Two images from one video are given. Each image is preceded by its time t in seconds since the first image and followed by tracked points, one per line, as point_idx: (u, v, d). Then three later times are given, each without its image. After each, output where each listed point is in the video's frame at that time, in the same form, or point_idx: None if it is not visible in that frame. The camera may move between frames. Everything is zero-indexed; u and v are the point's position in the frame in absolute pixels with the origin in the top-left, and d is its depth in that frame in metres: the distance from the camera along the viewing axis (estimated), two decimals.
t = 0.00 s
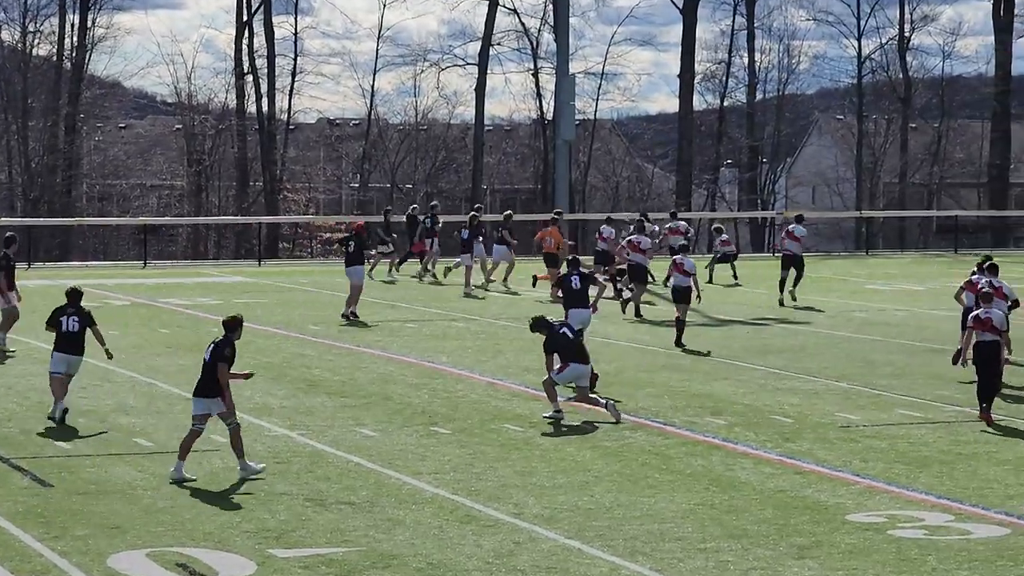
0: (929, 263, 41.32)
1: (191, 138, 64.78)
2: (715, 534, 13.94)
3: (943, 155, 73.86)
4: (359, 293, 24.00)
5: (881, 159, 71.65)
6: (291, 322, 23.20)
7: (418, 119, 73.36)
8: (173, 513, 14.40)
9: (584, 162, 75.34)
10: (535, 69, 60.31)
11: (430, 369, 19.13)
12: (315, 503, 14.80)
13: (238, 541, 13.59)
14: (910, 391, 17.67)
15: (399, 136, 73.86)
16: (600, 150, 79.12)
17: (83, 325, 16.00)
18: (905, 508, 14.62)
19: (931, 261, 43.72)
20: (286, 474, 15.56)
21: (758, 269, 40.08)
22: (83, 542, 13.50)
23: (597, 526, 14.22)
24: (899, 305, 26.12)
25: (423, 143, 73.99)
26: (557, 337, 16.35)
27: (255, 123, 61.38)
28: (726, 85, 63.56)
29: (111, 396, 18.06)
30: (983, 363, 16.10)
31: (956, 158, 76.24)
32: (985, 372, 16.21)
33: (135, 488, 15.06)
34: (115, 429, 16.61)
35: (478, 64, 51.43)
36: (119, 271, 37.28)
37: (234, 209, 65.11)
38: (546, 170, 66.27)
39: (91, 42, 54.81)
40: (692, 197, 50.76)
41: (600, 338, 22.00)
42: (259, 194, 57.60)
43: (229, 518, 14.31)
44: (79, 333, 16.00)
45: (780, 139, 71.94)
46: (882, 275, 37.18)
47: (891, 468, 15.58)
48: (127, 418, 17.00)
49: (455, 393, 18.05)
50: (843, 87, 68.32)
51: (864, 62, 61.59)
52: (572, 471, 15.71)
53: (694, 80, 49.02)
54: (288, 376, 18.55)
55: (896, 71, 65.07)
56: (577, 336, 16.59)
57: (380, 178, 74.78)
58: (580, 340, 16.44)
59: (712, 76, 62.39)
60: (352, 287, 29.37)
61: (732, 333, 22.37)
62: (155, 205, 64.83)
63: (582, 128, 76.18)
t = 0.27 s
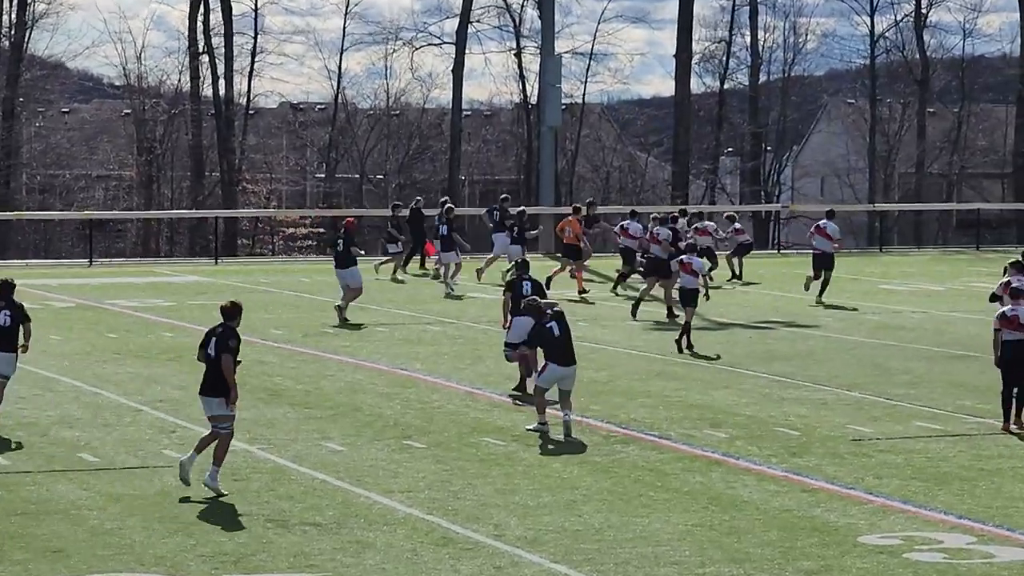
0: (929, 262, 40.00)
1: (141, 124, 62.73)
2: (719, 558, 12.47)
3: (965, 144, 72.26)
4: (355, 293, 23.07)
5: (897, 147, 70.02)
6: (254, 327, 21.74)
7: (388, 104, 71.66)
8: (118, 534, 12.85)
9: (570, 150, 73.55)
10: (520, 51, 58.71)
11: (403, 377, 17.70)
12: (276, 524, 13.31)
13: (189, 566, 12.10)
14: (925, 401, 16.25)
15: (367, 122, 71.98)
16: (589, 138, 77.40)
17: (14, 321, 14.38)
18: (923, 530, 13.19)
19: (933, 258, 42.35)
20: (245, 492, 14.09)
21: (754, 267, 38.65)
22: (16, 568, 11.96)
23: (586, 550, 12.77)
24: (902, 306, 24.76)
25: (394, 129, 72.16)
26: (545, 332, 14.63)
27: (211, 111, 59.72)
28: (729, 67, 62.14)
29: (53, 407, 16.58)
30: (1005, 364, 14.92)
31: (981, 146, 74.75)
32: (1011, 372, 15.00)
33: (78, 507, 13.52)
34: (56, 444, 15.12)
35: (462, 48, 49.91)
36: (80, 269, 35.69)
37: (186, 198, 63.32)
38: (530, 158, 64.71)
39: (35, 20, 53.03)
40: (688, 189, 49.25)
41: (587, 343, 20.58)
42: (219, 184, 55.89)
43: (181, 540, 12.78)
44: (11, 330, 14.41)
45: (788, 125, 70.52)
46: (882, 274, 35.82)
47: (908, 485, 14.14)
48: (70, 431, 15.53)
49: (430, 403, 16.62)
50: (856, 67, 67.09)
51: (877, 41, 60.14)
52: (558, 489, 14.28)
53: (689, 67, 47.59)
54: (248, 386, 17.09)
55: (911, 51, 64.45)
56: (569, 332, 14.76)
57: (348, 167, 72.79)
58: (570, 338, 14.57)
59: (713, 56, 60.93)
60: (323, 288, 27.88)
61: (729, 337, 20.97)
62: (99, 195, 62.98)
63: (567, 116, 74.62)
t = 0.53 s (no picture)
0: (915, 262, 40.04)
1: (122, 126, 62.61)
2: (698, 558, 12.47)
3: (943, 144, 72.21)
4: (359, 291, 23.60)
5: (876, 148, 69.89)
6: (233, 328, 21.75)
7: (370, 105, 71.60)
8: (99, 536, 12.83)
9: (550, 150, 73.36)
10: (498, 51, 58.61)
11: (384, 378, 17.71)
12: (257, 524, 13.29)
13: (171, 566, 12.09)
14: (905, 401, 16.27)
15: (348, 123, 72.92)
16: (569, 139, 77.22)
17: None
18: (903, 530, 13.17)
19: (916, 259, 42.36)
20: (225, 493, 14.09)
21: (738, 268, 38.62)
22: None
23: (566, 550, 12.75)
24: (883, 306, 24.81)
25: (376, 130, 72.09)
26: (526, 331, 14.57)
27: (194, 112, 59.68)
28: (706, 68, 62.04)
29: (32, 409, 16.57)
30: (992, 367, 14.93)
31: (959, 148, 74.70)
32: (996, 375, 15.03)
33: (58, 509, 13.50)
34: (36, 446, 15.11)
35: (441, 47, 49.87)
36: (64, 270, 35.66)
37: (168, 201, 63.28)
38: (509, 159, 64.62)
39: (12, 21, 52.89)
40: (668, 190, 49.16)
41: (569, 342, 20.61)
42: (202, 186, 55.89)
43: (162, 540, 12.78)
44: None
45: (766, 126, 70.46)
46: (865, 275, 35.82)
47: (887, 485, 14.15)
48: (51, 432, 15.55)
49: (410, 404, 16.63)
50: (835, 68, 67.06)
51: (854, 43, 60.15)
52: (538, 489, 14.29)
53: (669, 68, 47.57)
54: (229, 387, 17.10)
55: (890, 53, 64.13)
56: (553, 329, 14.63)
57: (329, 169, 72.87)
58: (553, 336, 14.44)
59: (690, 58, 60.88)
60: (305, 289, 27.88)
61: (709, 336, 21.00)
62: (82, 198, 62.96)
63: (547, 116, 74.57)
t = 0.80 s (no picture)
0: (893, 262, 40.35)
1: (105, 130, 62.84)
2: (669, 554, 12.71)
3: (911, 147, 72.53)
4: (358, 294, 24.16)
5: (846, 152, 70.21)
6: (213, 329, 22.00)
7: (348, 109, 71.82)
8: (81, 534, 13.07)
9: (526, 153, 73.53)
10: (474, 56, 58.86)
11: (362, 378, 17.97)
12: (237, 523, 13.52)
13: (153, 564, 12.32)
14: (874, 400, 16.53)
15: (327, 128, 71.32)
16: (545, 142, 77.49)
17: None
18: (871, 526, 13.40)
19: (892, 258, 42.64)
20: (206, 491, 14.34)
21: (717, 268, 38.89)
22: None
23: (540, 547, 12.99)
24: (857, 306, 25.11)
25: (353, 134, 72.29)
26: (500, 329, 14.80)
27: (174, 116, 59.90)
28: (679, 73, 62.29)
29: (16, 409, 16.83)
30: (978, 353, 15.61)
31: (928, 151, 75.10)
32: (980, 364, 15.68)
33: (42, 508, 13.75)
34: (21, 446, 15.36)
35: (417, 52, 50.14)
36: (46, 272, 35.88)
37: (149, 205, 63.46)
38: (485, 163, 64.88)
39: None
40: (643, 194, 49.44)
41: (545, 342, 20.88)
42: (179, 191, 56.13)
43: (144, 539, 13.02)
44: None
45: (738, 130, 70.67)
46: (841, 275, 36.11)
47: (856, 482, 14.39)
48: (35, 432, 15.80)
49: (387, 404, 16.89)
50: (805, 73, 67.31)
51: (826, 48, 60.45)
52: (514, 487, 14.54)
53: (643, 70, 47.90)
54: (210, 388, 17.36)
55: (860, 57, 64.35)
56: (526, 327, 14.84)
57: (308, 172, 73.06)
58: (526, 333, 14.66)
59: (664, 62, 61.15)
60: (284, 291, 28.13)
61: (684, 336, 21.27)
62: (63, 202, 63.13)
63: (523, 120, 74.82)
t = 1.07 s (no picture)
0: (869, 264, 40.52)
1: (77, 133, 62.82)
2: (638, 553, 12.71)
3: (879, 149, 72.88)
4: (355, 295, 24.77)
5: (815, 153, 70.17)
6: (186, 330, 22.08)
7: (320, 112, 71.90)
8: (54, 535, 13.09)
9: (498, 155, 73.57)
10: (445, 59, 58.97)
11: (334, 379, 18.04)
12: (210, 524, 13.54)
13: (126, 564, 12.35)
14: (845, 400, 16.58)
15: (300, 130, 72.34)
16: (517, 145, 77.04)
17: None
18: (841, 525, 13.41)
19: (865, 259, 42.74)
20: (179, 492, 14.37)
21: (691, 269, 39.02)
22: None
23: (511, 546, 12.99)
24: (829, 307, 25.24)
25: (325, 137, 72.53)
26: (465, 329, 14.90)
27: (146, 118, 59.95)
28: (650, 75, 62.45)
29: None
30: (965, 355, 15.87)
31: (895, 152, 75.46)
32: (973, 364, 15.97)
33: (15, 509, 13.76)
34: None
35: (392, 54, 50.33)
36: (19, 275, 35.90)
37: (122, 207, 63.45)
38: (458, 165, 65.07)
39: None
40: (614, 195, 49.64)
41: (518, 343, 20.96)
42: (152, 193, 56.20)
43: (116, 540, 13.04)
44: None
45: (708, 132, 70.88)
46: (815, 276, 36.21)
47: (825, 482, 14.40)
48: (8, 434, 15.83)
49: (359, 404, 16.94)
50: (775, 76, 67.54)
51: (796, 50, 60.67)
52: (486, 487, 14.58)
53: (613, 73, 48.05)
54: (183, 389, 17.41)
55: (829, 59, 64.58)
56: (493, 327, 14.93)
57: (281, 175, 73.05)
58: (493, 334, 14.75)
59: (634, 65, 61.34)
60: (258, 292, 28.23)
61: (657, 336, 21.36)
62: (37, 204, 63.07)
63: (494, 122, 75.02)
